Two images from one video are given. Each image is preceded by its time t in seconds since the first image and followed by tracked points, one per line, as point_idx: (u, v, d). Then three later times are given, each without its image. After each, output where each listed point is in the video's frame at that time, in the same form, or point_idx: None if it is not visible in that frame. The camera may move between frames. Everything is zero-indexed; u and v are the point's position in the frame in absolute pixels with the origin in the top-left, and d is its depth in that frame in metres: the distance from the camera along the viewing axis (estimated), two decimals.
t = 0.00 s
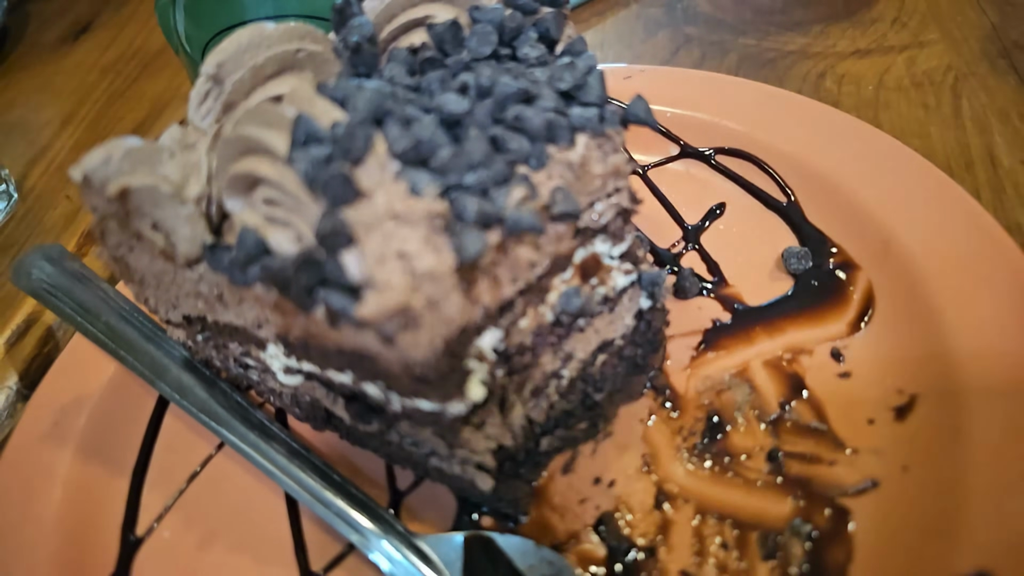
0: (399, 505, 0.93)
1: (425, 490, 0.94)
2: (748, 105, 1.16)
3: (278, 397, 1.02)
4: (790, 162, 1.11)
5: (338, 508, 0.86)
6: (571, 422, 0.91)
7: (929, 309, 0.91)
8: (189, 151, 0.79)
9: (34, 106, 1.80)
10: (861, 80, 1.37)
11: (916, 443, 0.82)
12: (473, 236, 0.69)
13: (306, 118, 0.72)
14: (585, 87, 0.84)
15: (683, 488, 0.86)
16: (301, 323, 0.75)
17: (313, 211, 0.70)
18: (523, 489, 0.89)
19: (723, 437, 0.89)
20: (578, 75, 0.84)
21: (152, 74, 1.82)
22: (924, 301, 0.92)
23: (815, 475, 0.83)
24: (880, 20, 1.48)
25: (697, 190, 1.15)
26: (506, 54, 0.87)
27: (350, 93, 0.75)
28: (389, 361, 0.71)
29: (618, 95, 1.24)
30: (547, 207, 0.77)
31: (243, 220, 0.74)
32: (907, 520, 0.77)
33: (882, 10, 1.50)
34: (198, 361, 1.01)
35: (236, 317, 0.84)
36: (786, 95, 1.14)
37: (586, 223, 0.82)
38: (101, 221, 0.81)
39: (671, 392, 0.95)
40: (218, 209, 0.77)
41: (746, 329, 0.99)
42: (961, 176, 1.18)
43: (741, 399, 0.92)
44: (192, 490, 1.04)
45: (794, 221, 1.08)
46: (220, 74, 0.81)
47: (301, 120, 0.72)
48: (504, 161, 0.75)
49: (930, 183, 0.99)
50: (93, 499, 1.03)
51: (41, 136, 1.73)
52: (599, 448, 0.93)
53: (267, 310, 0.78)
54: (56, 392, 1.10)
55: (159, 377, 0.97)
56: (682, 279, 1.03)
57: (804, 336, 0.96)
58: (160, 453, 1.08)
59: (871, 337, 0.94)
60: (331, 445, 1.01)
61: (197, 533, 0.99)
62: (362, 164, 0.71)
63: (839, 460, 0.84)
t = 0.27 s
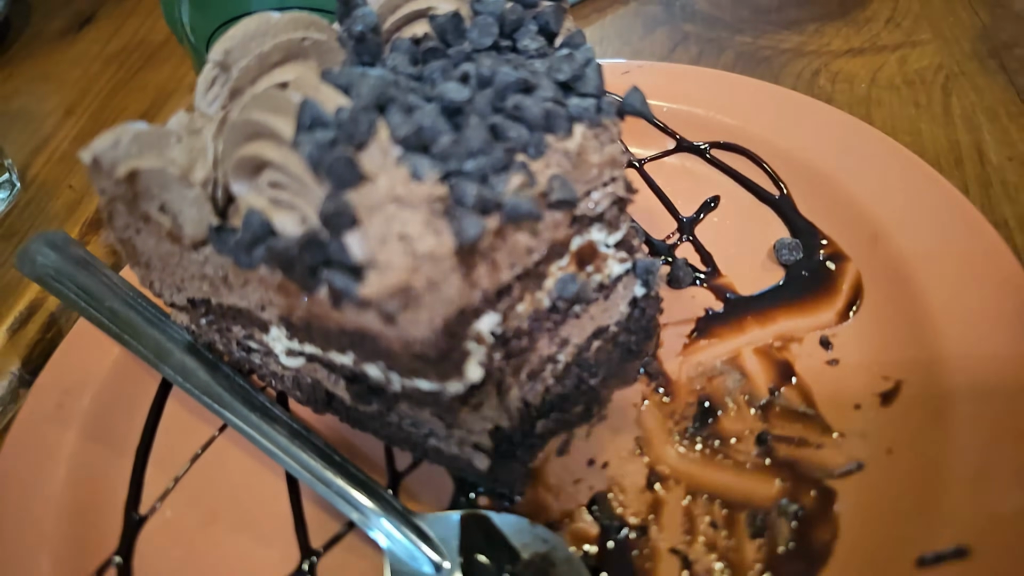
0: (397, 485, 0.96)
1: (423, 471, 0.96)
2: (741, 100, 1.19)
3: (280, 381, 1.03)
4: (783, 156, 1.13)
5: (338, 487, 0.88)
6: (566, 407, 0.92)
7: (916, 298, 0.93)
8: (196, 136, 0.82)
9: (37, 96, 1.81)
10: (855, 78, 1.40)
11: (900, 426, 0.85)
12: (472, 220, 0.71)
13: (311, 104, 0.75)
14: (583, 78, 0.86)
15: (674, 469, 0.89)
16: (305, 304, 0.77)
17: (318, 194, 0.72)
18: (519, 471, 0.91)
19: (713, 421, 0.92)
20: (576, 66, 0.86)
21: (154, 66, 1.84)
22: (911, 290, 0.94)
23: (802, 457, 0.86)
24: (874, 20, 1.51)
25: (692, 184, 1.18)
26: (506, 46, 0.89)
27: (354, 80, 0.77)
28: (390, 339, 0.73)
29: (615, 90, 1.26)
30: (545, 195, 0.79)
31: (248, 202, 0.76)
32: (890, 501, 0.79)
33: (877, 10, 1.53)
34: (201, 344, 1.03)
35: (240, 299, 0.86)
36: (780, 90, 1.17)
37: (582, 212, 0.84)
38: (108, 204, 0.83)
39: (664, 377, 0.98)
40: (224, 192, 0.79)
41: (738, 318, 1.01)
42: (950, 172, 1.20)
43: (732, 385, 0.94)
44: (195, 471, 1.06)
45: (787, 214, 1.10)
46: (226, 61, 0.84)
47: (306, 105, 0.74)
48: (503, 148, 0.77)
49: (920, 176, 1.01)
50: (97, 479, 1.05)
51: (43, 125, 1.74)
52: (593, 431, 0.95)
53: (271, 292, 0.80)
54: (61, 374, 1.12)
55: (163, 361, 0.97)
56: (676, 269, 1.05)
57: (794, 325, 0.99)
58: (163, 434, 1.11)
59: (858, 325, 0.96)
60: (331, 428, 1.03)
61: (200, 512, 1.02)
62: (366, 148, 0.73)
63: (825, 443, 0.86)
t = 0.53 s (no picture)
0: (394, 468, 0.97)
1: (420, 454, 0.98)
2: (735, 96, 1.21)
3: (279, 365, 1.06)
4: (775, 151, 1.15)
5: (337, 468, 0.90)
6: (561, 391, 0.98)
7: (902, 290, 0.95)
8: (201, 121, 0.84)
9: (37, 86, 1.82)
10: (847, 77, 1.42)
11: (885, 412, 0.87)
12: (472, 205, 0.73)
13: (316, 89, 0.76)
14: (581, 70, 0.88)
15: (666, 453, 0.91)
16: (307, 286, 0.79)
17: (322, 175, 0.74)
18: (514, 452, 0.95)
19: (704, 406, 0.94)
20: (575, 58, 0.89)
21: (154, 58, 1.85)
22: (899, 283, 0.96)
23: (790, 441, 0.88)
24: (868, 21, 1.53)
25: (687, 177, 1.20)
26: (506, 38, 0.91)
27: (358, 68, 0.79)
28: (391, 319, 0.75)
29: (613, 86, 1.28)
30: (543, 182, 0.81)
31: (252, 184, 0.78)
32: (873, 483, 0.82)
33: (870, 11, 1.55)
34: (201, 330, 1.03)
35: (243, 282, 0.87)
36: (773, 87, 1.19)
37: (580, 200, 0.87)
38: (113, 186, 0.85)
39: (656, 364, 1.00)
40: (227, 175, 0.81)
41: (730, 308, 1.03)
42: (938, 169, 1.23)
43: (723, 371, 0.96)
44: (195, 453, 1.08)
45: (779, 208, 1.12)
46: (231, 49, 0.85)
47: (311, 91, 0.75)
48: (503, 137, 0.79)
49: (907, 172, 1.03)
50: (97, 461, 1.06)
51: (43, 115, 1.75)
52: (587, 415, 0.97)
53: (273, 274, 0.82)
54: (62, 357, 1.14)
55: (163, 344, 0.99)
56: (670, 260, 1.07)
57: (785, 315, 1.01)
58: (162, 416, 1.13)
59: (846, 314, 0.98)
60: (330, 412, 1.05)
61: (199, 493, 1.04)
62: (369, 133, 0.75)
63: (813, 428, 0.88)
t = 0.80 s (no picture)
0: (389, 450, 0.99)
1: (415, 437, 1.00)
2: (725, 93, 1.24)
3: (276, 350, 1.08)
4: (765, 146, 1.17)
5: (332, 449, 0.92)
6: (553, 376, 1.01)
7: (885, 281, 0.98)
8: (204, 107, 0.85)
9: (35, 75, 1.83)
10: (836, 77, 1.45)
11: (867, 399, 0.90)
12: (469, 191, 0.75)
13: (319, 76, 0.78)
14: (577, 63, 0.91)
15: (655, 437, 0.93)
16: (307, 269, 0.81)
17: (323, 160, 0.76)
18: (506, 436, 0.98)
19: (693, 392, 0.97)
20: (571, 51, 0.91)
21: (153, 49, 1.86)
22: (883, 275, 0.98)
23: (775, 426, 0.91)
24: (858, 22, 1.56)
25: (679, 171, 1.22)
26: (504, 31, 0.93)
27: (359, 56, 0.81)
28: (389, 301, 0.78)
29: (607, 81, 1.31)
30: (538, 171, 0.83)
31: (254, 169, 0.80)
32: (854, 466, 0.84)
33: (860, 13, 1.58)
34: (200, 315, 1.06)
35: (243, 265, 0.90)
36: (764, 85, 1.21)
37: (573, 190, 0.91)
38: (117, 169, 0.87)
39: (646, 351, 1.02)
40: (229, 160, 0.82)
41: (718, 298, 1.06)
42: (923, 167, 1.25)
43: (711, 359, 0.99)
44: (192, 436, 1.10)
45: (768, 202, 1.15)
46: (234, 37, 0.87)
47: (313, 77, 0.77)
48: (499, 126, 0.81)
49: (893, 167, 1.05)
50: (95, 442, 1.08)
51: (40, 103, 1.76)
52: (579, 401, 1.00)
53: (274, 257, 0.84)
54: (60, 340, 1.15)
55: (160, 328, 1.00)
56: (660, 251, 1.11)
57: (771, 305, 1.04)
58: (159, 400, 1.14)
59: (831, 306, 1.01)
60: (326, 398, 1.07)
61: (196, 475, 1.05)
62: (369, 120, 0.76)
63: (797, 414, 0.91)
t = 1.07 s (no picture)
0: (387, 434, 1.02)
1: (413, 422, 1.03)
2: (717, 92, 1.27)
3: (277, 336, 1.11)
4: (756, 143, 1.21)
5: (332, 432, 0.94)
6: (547, 363, 1.06)
7: (870, 275, 1.01)
8: (211, 97, 0.88)
9: (37, 67, 1.84)
10: (828, 77, 1.48)
11: (851, 388, 0.93)
12: (469, 180, 0.77)
13: (324, 67, 0.80)
14: (574, 59, 0.93)
15: (645, 423, 0.96)
16: (310, 255, 0.84)
17: (327, 148, 0.78)
18: (502, 421, 1.01)
19: (683, 380, 1.00)
20: (568, 48, 0.93)
21: (154, 42, 1.87)
22: (869, 269, 1.01)
23: (762, 414, 0.93)
24: (850, 24, 1.59)
25: (673, 167, 1.25)
26: (503, 27, 0.96)
27: (363, 49, 0.83)
28: (390, 287, 0.81)
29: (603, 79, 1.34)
30: (535, 163, 0.85)
31: (260, 157, 0.82)
32: (838, 452, 0.87)
33: (852, 15, 1.61)
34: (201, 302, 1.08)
35: (247, 251, 0.92)
36: (756, 84, 1.24)
37: (569, 183, 0.94)
38: (125, 156, 0.90)
39: (638, 340, 1.06)
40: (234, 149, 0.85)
41: (709, 291, 1.10)
42: (910, 165, 1.29)
43: (702, 349, 1.02)
44: (193, 420, 1.12)
45: (759, 197, 1.17)
46: (241, 29, 0.90)
47: (319, 69, 0.80)
48: (499, 119, 0.83)
49: (879, 165, 1.08)
50: (98, 425, 1.10)
51: (41, 93, 1.77)
52: (572, 388, 1.03)
53: (278, 243, 0.86)
54: (64, 326, 1.18)
55: (163, 315, 1.02)
56: (654, 244, 1.14)
57: (760, 297, 1.07)
58: (161, 385, 1.17)
59: (818, 298, 1.04)
60: (327, 384, 1.08)
61: (197, 457, 1.08)
62: (372, 110, 0.78)
63: (784, 401, 0.94)
